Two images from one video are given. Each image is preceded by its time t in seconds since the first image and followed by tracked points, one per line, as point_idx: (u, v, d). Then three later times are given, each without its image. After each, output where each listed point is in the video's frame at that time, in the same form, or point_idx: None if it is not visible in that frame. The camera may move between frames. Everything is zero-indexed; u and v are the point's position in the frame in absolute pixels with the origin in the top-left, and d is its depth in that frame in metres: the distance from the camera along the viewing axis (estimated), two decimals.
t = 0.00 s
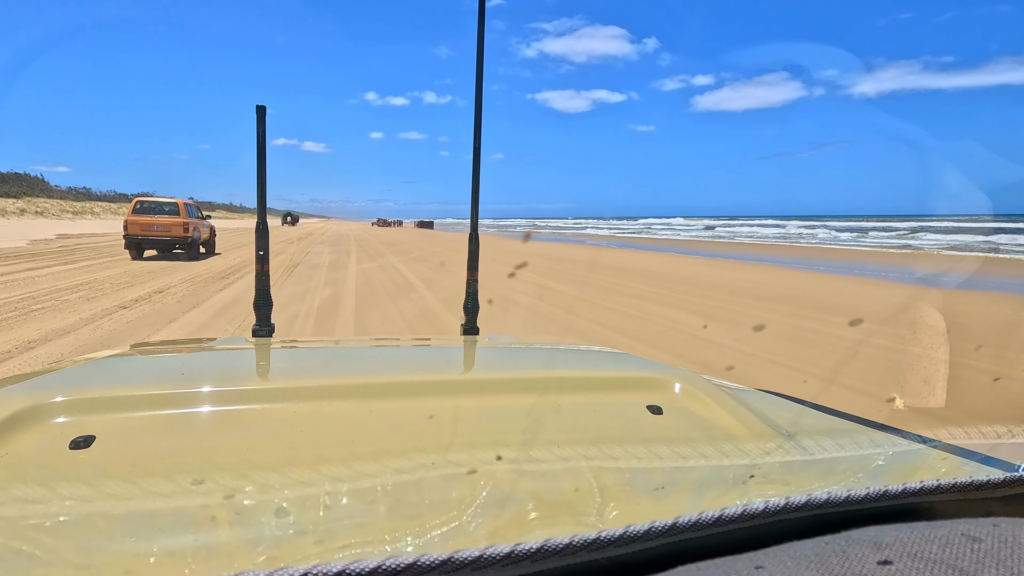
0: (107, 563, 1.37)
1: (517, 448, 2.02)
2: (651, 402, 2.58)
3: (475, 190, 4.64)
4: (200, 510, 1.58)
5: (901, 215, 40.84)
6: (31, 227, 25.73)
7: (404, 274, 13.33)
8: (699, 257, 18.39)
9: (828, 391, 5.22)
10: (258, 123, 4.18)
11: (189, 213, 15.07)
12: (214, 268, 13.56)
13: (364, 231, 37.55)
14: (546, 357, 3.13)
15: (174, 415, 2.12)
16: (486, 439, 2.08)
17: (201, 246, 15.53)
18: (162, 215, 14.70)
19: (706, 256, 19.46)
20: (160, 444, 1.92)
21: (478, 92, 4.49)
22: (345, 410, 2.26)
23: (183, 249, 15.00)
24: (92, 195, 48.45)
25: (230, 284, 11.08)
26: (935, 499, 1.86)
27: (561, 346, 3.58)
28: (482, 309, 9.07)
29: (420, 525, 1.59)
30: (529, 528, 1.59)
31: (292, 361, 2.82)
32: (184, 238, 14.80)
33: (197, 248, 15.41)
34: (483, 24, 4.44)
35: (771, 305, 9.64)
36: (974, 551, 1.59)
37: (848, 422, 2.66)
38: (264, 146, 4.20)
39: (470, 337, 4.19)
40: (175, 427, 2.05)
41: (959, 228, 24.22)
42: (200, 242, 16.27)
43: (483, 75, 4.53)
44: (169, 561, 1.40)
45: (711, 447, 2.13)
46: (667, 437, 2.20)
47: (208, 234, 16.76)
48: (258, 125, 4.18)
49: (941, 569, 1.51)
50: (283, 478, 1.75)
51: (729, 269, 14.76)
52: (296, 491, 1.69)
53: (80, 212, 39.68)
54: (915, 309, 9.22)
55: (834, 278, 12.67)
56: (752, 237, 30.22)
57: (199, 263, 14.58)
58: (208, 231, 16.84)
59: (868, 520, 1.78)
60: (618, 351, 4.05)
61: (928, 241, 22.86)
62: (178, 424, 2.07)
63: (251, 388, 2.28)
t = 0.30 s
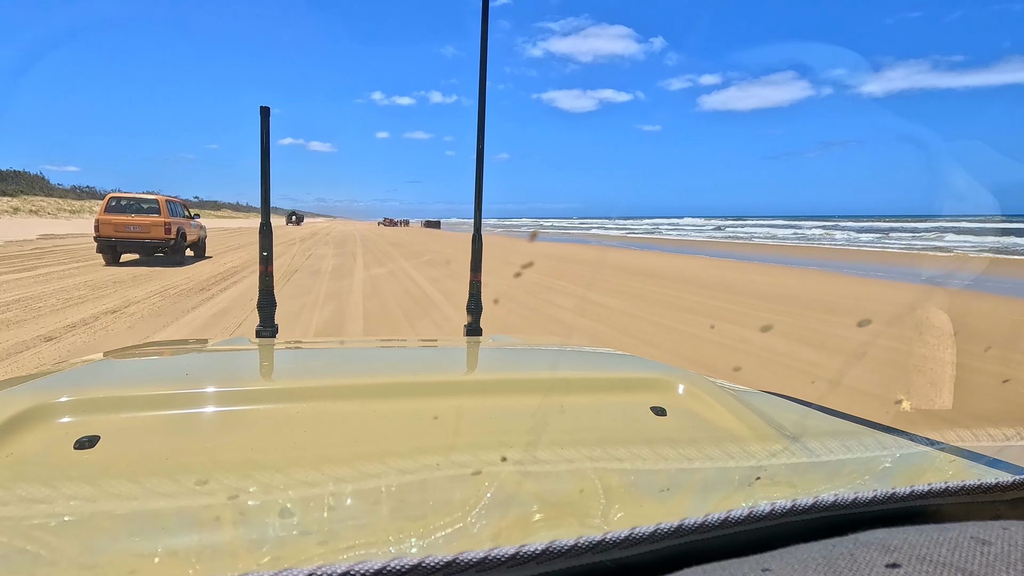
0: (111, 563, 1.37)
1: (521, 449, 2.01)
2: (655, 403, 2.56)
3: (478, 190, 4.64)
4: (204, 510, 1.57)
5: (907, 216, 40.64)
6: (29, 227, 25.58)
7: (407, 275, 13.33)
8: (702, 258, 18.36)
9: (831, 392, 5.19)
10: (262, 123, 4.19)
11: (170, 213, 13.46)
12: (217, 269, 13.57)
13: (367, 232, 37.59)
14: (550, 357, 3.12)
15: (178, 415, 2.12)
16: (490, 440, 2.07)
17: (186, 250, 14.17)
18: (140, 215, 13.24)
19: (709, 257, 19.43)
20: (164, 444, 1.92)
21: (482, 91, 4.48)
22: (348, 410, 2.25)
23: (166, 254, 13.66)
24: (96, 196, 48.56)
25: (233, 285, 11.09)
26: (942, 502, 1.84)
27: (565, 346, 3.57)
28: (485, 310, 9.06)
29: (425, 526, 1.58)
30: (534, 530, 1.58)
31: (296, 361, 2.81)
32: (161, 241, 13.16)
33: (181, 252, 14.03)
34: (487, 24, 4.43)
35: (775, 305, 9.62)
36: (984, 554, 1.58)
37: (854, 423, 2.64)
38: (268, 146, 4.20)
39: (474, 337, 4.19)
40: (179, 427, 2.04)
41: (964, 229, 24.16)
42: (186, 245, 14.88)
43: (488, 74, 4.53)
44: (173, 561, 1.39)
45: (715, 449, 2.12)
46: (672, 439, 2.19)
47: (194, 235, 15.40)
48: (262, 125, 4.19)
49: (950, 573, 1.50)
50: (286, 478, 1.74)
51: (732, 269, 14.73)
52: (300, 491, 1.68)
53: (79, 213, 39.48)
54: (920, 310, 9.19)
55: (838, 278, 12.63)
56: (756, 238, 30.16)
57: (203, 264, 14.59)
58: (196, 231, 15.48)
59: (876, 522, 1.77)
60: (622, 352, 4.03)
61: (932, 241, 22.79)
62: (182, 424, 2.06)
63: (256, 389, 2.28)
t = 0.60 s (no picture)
0: (116, 557, 1.40)
1: (519, 446, 2.04)
2: (653, 401, 2.58)
3: (479, 189, 4.66)
4: (205, 505, 1.60)
5: (912, 215, 40.52)
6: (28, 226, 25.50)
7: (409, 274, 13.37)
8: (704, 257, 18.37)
9: (831, 391, 5.21)
10: (265, 123, 4.22)
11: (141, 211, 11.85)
12: (220, 268, 13.61)
13: (370, 231, 37.63)
14: (549, 356, 3.14)
15: (182, 412, 2.15)
16: (488, 438, 2.09)
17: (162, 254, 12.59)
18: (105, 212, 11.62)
19: (711, 256, 19.43)
20: (168, 440, 1.95)
21: (482, 91, 4.50)
22: (349, 408, 2.28)
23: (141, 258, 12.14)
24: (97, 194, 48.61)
25: (236, 284, 11.14)
26: (935, 500, 1.86)
27: (566, 345, 3.59)
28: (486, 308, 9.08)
29: (424, 521, 1.61)
30: (531, 526, 1.61)
31: (298, 358, 2.84)
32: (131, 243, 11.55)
33: (156, 256, 12.50)
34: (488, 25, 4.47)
35: (776, 304, 9.63)
36: (973, 551, 1.60)
37: (850, 422, 2.66)
38: (270, 144, 4.23)
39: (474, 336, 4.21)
40: (182, 424, 2.07)
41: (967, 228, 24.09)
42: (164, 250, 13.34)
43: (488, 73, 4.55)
44: (176, 555, 1.42)
45: (712, 447, 2.14)
46: (669, 437, 2.21)
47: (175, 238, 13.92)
48: (265, 124, 4.22)
49: (938, 569, 1.52)
50: (287, 474, 1.77)
51: (734, 269, 14.73)
52: (300, 487, 1.71)
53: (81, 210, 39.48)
54: (921, 310, 9.19)
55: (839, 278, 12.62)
56: (758, 237, 30.14)
57: (205, 262, 14.62)
58: (175, 235, 13.97)
59: (869, 520, 1.79)
60: (622, 351, 4.05)
61: (936, 241, 22.73)
62: (185, 421, 2.09)
63: (258, 386, 2.31)
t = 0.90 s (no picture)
0: (121, 554, 1.40)
1: (523, 446, 2.03)
2: (657, 401, 2.57)
3: (482, 189, 4.65)
4: (210, 504, 1.60)
5: (917, 216, 40.33)
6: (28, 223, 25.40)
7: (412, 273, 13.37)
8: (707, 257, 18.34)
9: (835, 392, 5.19)
10: (268, 122, 4.22)
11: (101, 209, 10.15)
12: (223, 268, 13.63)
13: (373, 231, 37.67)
14: (553, 355, 3.13)
15: (186, 410, 2.15)
16: (492, 438, 2.08)
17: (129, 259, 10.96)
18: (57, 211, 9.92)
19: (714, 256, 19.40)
20: (173, 438, 1.95)
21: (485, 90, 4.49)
22: (353, 407, 2.27)
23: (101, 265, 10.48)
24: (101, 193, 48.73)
25: (239, 283, 11.15)
26: (943, 502, 1.85)
27: (570, 344, 3.57)
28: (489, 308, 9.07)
29: (429, 520, 1.60)
30: (536, 525, 1.60)
31: (302, 358, 2.84)
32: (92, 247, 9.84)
33: (121, 263, 10.72)
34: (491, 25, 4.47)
35: (779, 304, 9.60)
36: (983, 553, 1.59)
37: (855, 423, 2.64)
38: (274, 144, 4.23)
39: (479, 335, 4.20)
40: (186, 423, 2.07)
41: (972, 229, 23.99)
42: (133, 254, 11.67)
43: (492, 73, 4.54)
44: (180, 553, 1.42)
45: (717, 447, 2.13)
46: (674, 437, 2.20)
47: (149, 240, 12.26)
48: (268, 123, 4.22)
49: (947, 571, 1.51)
50: (292, 473, 1.77)
51: (737, 268, 14.69)
52: (305, 486, 1.71)
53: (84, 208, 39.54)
54: (926, 310, 9.16)
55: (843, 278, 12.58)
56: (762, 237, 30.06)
57: (208, 262, 14.64)
58: (151, 236, 12.42)
59: (876, 521, 1.77)
60: (625, 350, 4.04)
61: (941, 241, 22.63)
62: (190, 419, 2.09)
63: (262, 385, 2.30)
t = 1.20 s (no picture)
0: (122, 554, 1.39)
1: (524, 446, 2.03)
2: (658, 402, 2.57)
3: (483, 188, 4.65)
4: (212, 504, 1.60)
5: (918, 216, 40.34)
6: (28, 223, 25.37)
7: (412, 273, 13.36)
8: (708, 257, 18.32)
9: (836, 393, 5.18)
10: (269, 121, 4.22)
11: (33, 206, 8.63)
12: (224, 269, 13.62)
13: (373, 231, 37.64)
14: (554, 356, 3.12)
15: (187, 409, 2.15)
16: (493, 438, 2.08)
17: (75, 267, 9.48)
18: None
19: (715, 256, 19.39)
20: (174, 438, 1.95)
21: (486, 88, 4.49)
22: (354, 407, 2.27)
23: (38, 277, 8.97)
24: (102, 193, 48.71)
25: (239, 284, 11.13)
26: (945, 503, 1.84)
27: (571, 345, 3.57)
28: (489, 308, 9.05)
29: (430, 521, 1.60)
30: (537, 526, 1.59)
31: (303, 358, 2.83)
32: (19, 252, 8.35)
33: (63, 273, 9.23)
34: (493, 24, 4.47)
35: (780, 304, 9.58)
36: (986, 554, 1.59)
37: (857, 424, 2.64)
38: (275, 143, 4.22)
39: (479, 335, 4.19)
40: (187, 423, 2.06)
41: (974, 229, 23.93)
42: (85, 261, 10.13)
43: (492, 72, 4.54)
44: (181, 553, 1.41)
45: (718, 448, 2.13)
46: (675, 437, 2.20)
47: (108, 246, 10.76)
48: (269, 122, 4.22)
49: (949, 572, 1.51)
50: (293, 472, 1.77)
51: (738, 268, 14.67)
52: (306, 485, 1.70)
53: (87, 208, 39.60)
54: (926, 311, 9.15)
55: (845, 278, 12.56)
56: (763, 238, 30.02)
57: (208, 263, 14.63)
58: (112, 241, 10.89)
59: (879, 522, 1.77)
60: (626, 350, 4.03)
61: (943, 241, 22.56)
62: (190, 419, 2.09)
63: (263, 385, 2.30)
